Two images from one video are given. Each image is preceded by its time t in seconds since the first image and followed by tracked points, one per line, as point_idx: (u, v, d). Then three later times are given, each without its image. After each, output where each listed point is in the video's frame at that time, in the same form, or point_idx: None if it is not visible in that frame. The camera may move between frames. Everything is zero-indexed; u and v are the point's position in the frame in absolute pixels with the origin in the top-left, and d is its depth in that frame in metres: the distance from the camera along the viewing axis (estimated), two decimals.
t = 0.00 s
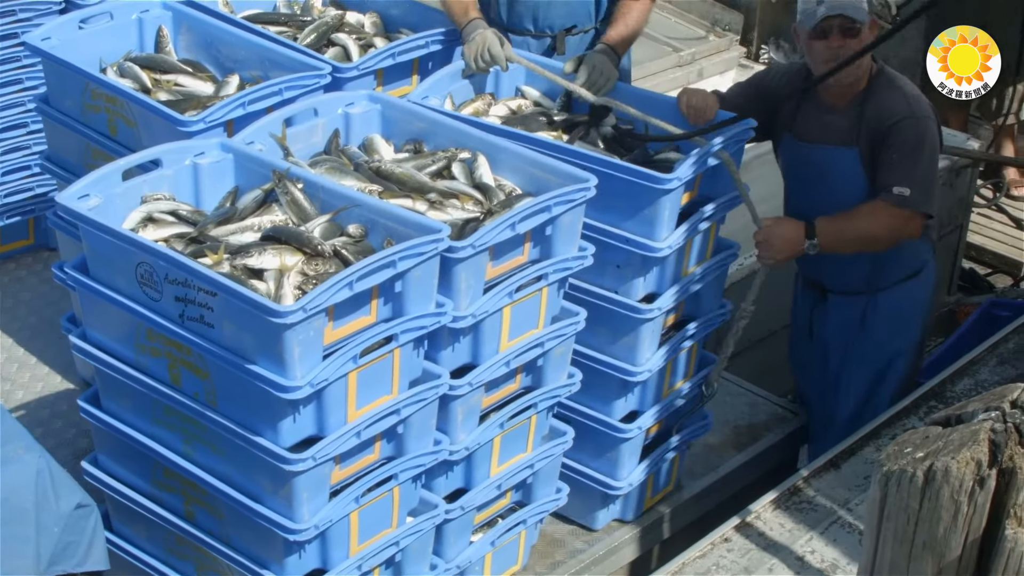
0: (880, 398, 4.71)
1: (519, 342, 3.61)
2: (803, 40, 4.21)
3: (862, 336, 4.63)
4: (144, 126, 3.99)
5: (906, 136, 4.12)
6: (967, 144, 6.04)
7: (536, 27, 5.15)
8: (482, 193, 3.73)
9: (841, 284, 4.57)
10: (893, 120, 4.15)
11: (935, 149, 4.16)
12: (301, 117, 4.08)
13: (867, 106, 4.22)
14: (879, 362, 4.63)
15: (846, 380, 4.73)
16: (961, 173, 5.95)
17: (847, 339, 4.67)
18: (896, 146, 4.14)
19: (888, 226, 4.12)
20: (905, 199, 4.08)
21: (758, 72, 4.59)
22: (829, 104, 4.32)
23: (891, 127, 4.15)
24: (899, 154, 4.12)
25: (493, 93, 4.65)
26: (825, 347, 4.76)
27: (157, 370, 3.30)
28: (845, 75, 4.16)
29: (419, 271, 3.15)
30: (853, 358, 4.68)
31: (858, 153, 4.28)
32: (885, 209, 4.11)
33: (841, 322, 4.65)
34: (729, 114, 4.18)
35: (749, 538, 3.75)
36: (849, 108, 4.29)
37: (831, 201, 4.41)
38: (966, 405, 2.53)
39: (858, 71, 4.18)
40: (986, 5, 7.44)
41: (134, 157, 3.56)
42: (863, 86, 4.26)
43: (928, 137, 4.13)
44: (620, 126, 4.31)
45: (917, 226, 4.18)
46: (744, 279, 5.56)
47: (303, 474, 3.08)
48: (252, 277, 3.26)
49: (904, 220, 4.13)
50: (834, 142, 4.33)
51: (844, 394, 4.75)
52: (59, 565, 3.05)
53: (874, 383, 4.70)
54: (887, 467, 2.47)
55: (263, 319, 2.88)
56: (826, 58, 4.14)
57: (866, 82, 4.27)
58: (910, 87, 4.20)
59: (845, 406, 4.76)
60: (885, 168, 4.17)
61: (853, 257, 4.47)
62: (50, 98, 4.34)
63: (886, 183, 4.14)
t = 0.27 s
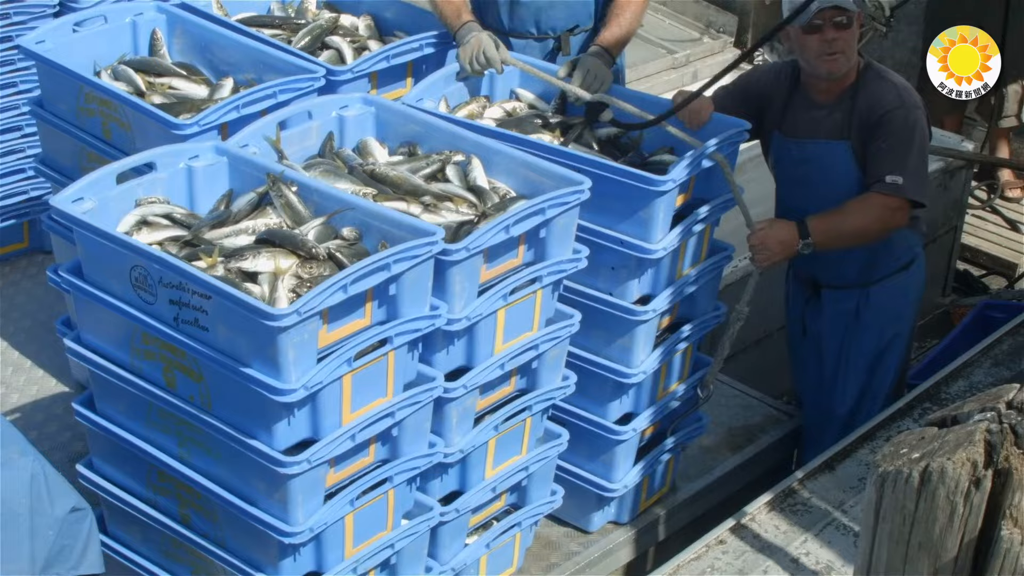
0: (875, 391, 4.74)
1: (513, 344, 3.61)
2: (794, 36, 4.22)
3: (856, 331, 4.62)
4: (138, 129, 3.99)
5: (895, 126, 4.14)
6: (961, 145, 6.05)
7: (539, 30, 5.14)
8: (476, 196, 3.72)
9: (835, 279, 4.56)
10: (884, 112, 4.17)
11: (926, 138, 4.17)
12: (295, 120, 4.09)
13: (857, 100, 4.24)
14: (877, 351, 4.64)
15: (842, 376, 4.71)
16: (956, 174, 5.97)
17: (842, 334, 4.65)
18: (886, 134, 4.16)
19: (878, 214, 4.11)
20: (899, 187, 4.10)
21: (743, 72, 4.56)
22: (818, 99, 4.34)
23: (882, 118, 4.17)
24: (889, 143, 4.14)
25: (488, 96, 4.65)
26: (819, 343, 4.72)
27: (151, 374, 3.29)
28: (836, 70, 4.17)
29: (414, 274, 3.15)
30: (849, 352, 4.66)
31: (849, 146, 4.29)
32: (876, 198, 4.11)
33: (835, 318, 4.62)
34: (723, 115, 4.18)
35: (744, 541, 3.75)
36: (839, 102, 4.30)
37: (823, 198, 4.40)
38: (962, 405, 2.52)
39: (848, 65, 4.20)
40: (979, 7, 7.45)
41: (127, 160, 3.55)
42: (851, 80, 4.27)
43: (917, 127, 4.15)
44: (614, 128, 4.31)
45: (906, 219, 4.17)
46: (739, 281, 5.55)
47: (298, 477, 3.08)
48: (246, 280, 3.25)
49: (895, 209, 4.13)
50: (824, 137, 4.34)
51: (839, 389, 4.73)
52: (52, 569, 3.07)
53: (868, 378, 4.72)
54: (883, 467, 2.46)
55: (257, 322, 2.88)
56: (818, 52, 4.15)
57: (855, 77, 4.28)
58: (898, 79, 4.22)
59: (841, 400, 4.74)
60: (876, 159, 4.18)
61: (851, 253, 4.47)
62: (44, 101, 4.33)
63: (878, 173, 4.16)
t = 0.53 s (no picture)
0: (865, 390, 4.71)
1: (507, 348, 3.60)
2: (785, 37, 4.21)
3: (841, 329, 4.62)
4: (133, 133, 3.98)
5: (885, 126, 4.15)
6: (955, 147, 6.06)
7: (556, 37, 5.08)
8: (470, 199, 3.71)
9: (823, 277, 4.56)
10: (874, 113, 4.18)
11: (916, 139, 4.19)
12: (289, 124, 4.09)
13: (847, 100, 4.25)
14: (865, 345, 4.63)
15: (829, 375, 4.69)
16: (949, 177, 5.99)
17: (827, 334, 4.65)
18: (875, 135, 4.17)
19: (867, 214, 4.12)
20: (888, 188, 4.11)
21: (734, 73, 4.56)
22: (808, 99, 4.35)
23: (872, 118, 4.18)
24: (879, 143, 4.15)
25: (481, 99, 4.66)
26: (803, 340, 4.72)
27: (145, 378, 3.29)
28: (827, 69, 4.17)
29: (408, 278, 3.14)
30: (836, 350, 4.65)
31: (839, 146, 4.30)
32: (866, 199, 4.13)
33: (822, 315, 4.62)
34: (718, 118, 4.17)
35: (738, 544, 3.75)
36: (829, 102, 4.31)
37: (813, 199, 4.40)
38: (957, 407, 2.51)
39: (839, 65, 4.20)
40: (973, 10, 7.46)
41: (121, 165, 3.54)
42: (841, 79, 4.28)
43: (906, 127, 4.16)
44: (608, 132, 4.31)
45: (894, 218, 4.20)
46: (732, 283, 5.54)
47: (292, 481, 3.08)
48: (240, 284, 3.25)
49: (884, 210, 4.15)
50: (814, 137, 4.35)
51: (827, 389, 4.71)
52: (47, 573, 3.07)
53: (857, 378, 4.70)
54: (878, 469, 2.45)
55: (251, 326, 2.88)
56: (809, 52, 4.15)
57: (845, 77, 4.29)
58: (888, 79, 4.23)
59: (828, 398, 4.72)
60: (866, 159, 4.19)
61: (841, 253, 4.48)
62: (38, 105, 4.32)
63: (868, 173, 4.17)
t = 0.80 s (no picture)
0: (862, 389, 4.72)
1: (500, 351, 3.60)
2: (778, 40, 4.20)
3: (841, 331, 4.62)
4: (125, 137, 3.97)
5: (880, 123, 4.16)
6: (946, 149, 6.07)
7: (554, 38, 5.09)
8: (462, 203, 3.71)
9: (821, 279, 4.56)
10: (866, 113, 4.19)
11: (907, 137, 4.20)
12: (281, 127, 4.08)
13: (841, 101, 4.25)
14: (865, 345, 4.65)
15: (828, 375, 4.69)
16: (941, 178, 6.00)
17: (827, 335, 4.65)
18: (869, 131, 4.18)
19: (861, 210, 4.13)
20: (882, 185, 4.13)
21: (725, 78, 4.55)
22: (800, 101, 4.34)
23: (864, 118, 4.19)
24: (872, 140, 4.16)
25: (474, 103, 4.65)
26: (804, 345, 4.72)
27: (138, 382, 3.28)
28: (828, 72, 4.17)
29: (400, 282, 3.14)
30: (835, 351, 4.66)
31: (832, 147, 4.31)
32: (860, 194, 4.14)
33: (821, 317, 4.62)
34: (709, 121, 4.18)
35: (730, 546, 3.75)
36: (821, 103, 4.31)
37: (807, 202, 4.41)
38: (950, 406, 2.50)
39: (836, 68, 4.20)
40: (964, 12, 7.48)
41: (114, 169, 3.53)
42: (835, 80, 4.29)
43: (901, 125, 4.18)
44: (600, 135, 4.32)
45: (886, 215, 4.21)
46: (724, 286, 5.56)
47: (285, 485, 3.07)
48: (233, 288, 3.24)
49: (878, 207, 4.16)
50: (810, 139, 4.35)
51: (827, 389, 4.72)
52: None
53: (855, 377, 4.71)
54: (871, 469, 2.44)
55: (244, 331, 2.87)
56: (810, 56, 4.14)
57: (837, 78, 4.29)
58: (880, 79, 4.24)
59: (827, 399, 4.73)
60: (859, 156, 4.20)
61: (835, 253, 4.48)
62: (30, 109, 4.31)
63: (861, 169, 4.18)
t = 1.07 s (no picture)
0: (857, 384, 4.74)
1: (489, 351, 3.60)
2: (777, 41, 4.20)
3: (837, 328, 4.63)
4: (114, 137, 3.96)
5: (871, 119, 4.16)
6: (935, 146, 6.08)
7: (524, 29, 5.10)
8: (451, 203, 3.71)
9: (812, 277, 4.58)
10: (859, 108, 4.19)
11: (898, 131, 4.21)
12: (270, 127, 4.07)
13: (834, 99, 4.26)
14: (861, 341, 4.68)
15: (824, 370, 4.70)
16: (930, 175, 6.01)
17: (823, 331, 4.66)
18: (860, 126, 4.18)
19: (852, 203, 4.14)
20: (872, 178, 4.14)
21: (713, 80, 4.56)
22: (793, 100, 4.35)
23: (857, 114, 4.20)
24: (862, 135, 4.17)
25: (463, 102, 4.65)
26: (801, 344, 4.72)
27: (127, 383, 3.26)
28: (825, 71, 4.17)
29: (390, 282, 3.13)
30: (829, 348, 4.67)
31: (826, 145, 4.31)
32: (850, 189, 4.15)
33: (815, 315, 4.63)
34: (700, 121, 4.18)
35: (720, 544, 3.76)
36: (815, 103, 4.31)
37: (798, 201, 4.42)
38: (940, 402, 2.51)
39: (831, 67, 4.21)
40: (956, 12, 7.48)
41: (103, 169, 3.52)
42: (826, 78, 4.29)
43: (892, 120, 4.19)
44: (589, 134, 4.32)
45: (877, 210, 4.22)
46: (713, 283, 5.56)
47: (275, 485, 3.06)
48: (222, 289, 3.23)
49: (868, 203, 4.17)
50: (803, 138, 4.35)
51: (823, 385, 4.72)
52: None
53: (850, 372, 4.72)
54: (861, 464, 2.44)
55: (233, 332, 2.86)
56: (807, 56, 4.14)
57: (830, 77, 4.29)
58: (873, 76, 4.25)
59: (823, 397, 4.74)
60: (849, 150, 4.21)
61: (828, 250, 4.49)
62: (18, 110, 4.29)
63: (851, 164, 4.20)
